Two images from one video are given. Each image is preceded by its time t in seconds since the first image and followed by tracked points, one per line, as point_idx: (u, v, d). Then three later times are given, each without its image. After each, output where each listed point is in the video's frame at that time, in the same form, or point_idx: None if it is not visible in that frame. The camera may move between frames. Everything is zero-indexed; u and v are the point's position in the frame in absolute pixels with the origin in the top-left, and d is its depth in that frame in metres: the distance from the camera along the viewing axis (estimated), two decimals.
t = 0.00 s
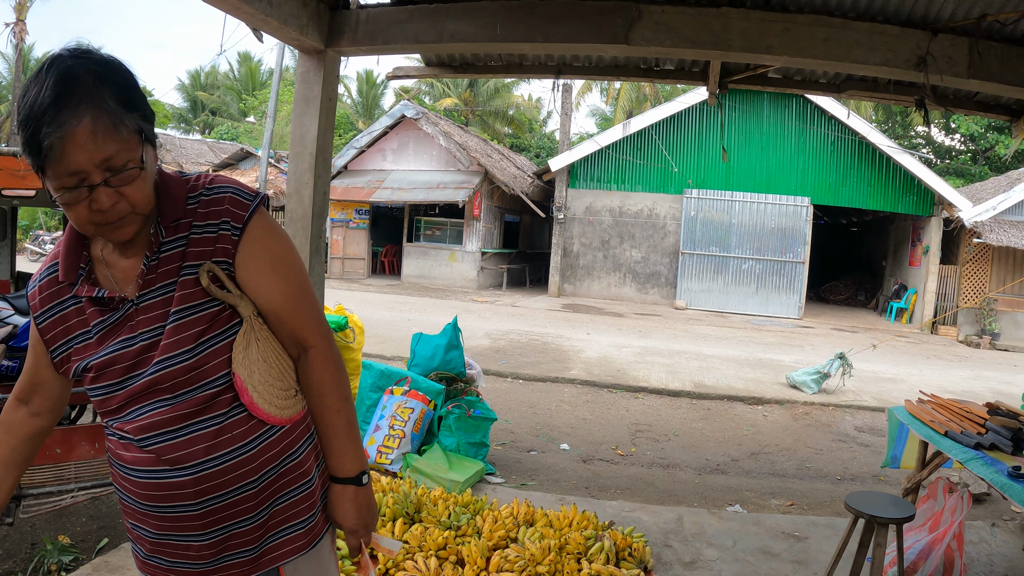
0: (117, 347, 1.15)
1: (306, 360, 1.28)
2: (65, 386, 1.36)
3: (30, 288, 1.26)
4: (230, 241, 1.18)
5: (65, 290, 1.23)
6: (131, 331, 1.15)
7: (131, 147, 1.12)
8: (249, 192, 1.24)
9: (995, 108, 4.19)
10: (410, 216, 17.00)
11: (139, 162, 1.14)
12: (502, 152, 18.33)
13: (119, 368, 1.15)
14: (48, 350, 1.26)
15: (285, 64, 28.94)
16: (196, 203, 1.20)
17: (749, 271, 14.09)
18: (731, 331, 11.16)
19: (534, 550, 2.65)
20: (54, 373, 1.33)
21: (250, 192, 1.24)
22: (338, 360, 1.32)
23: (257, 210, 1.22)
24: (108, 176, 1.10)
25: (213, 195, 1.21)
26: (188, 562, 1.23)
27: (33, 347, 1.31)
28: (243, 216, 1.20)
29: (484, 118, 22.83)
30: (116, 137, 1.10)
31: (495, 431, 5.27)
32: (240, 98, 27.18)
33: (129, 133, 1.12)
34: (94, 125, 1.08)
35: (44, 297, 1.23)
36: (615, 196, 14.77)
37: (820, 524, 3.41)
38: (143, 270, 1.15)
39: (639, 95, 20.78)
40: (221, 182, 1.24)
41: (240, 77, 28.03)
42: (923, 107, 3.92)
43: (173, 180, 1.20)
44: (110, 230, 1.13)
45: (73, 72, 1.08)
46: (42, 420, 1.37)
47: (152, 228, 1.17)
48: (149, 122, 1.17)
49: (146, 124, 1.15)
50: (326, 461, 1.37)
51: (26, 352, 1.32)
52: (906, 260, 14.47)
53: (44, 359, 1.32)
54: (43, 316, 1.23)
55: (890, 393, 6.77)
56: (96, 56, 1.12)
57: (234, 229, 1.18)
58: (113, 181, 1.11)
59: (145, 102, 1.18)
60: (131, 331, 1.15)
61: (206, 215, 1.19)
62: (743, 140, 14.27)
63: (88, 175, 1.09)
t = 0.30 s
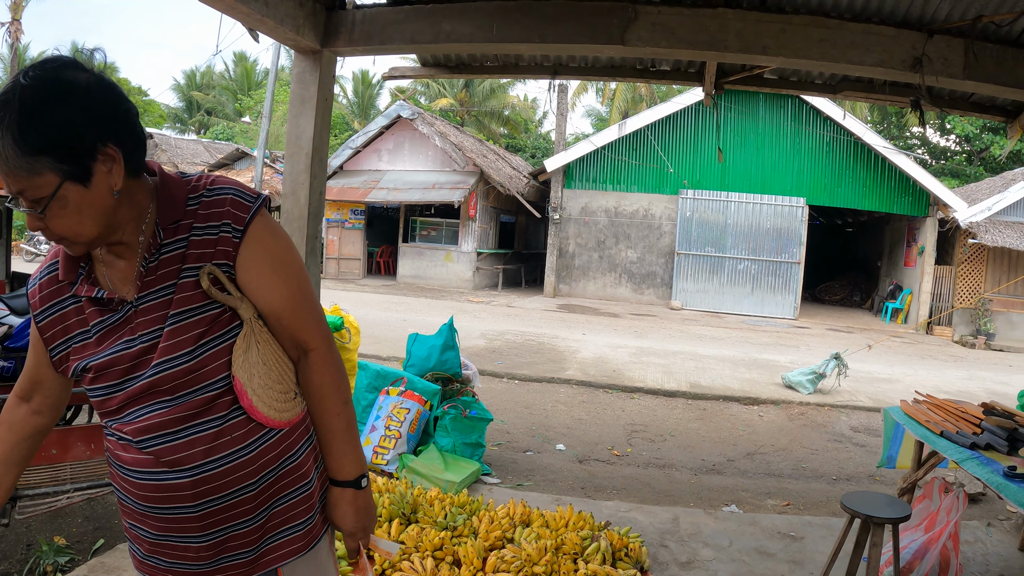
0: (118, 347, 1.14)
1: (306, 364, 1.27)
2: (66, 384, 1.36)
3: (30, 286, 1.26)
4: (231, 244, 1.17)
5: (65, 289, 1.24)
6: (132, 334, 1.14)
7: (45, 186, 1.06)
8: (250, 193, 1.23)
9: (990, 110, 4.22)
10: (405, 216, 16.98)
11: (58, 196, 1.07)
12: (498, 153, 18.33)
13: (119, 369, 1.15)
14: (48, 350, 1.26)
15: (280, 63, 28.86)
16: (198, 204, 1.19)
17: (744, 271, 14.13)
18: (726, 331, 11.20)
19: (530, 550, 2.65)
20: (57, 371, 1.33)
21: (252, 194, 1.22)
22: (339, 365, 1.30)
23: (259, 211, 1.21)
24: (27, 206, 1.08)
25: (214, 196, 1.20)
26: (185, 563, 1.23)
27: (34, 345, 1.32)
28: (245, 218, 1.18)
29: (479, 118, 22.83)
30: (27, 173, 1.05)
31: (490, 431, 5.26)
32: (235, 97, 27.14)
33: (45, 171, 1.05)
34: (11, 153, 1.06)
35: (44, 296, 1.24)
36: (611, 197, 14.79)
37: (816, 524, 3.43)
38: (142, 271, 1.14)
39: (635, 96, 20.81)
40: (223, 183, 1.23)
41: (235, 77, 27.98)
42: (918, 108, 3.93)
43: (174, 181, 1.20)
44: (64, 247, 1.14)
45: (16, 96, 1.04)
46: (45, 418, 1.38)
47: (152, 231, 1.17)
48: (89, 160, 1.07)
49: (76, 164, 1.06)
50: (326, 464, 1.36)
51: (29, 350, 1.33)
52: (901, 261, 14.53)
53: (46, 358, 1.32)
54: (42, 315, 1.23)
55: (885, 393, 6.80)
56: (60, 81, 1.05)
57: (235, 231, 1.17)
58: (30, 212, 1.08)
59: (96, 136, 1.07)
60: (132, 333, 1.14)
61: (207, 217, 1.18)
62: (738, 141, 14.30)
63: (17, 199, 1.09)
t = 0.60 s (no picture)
0: (119, 348, 1.15)
1: (308, 368, 1.26)
2: (76, 382, 1.39)
3: (38, 285, 1.28)
4: (231, 245, 1.16)
5: (70, 289, 1.25)
6: (133, 334, 1.15)
7: (29, 190, 1.07)
8: (253, 194, 1.22)
9: (988, 110, 4.23)
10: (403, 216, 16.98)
11: (44, 198, 1.07)
12: (496, 153, 18.34)
13: (121, 369, 1.15)
14: (54, 348, 1.28)
15: (278, 63, 28.86)
16: (200, 204, 1.19)
17: (742, 271, 14.16)
18: (724, 331, 11.22)
19: (531, 550, 2.66)
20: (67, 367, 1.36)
21: (255, 195, 1.22)
22: (341, 368, 1.30)
23: (262, 212, 1.21)
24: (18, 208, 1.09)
25: (217, 197, 1.19)
26: (184, 563, 1.23)
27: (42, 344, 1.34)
28: (246, 219, 1.18)
29: (477, 118, 22.83)
30: (12, 178, 1.06)
31: (489, 431, 5.26)
32: (232, 98, 27.13)
33: (28, 175, 1.06)
34: None
35: (50, 295, 1.25)
36: (608, 197, 14.80)
37: (815, 524, 3.44)
38: (144, 273, 1.15)
39: (633, 96, 20.85)
40: (225, 183, 1.23)
41: (232, 77, 27.96)
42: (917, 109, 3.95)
43: (176, 182, 1.20)
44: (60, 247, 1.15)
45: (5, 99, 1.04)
46: (56, 415, 1.40)
47: (153, 232, 1.17)
48: (72, 163, 1.06)
49: (57, 167, 1.05)
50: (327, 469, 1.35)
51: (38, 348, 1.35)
52: (899, 260, 14.57)
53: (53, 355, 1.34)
54: (48, 313, 1.25)
55: (883, 393, 6.81)
56: (45, 83, 1.05)
57: (236, 232, 1.17)
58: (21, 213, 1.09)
59: (77, 139, 1.06)
60: (133, 333, 1.15)
61: (208, 218, 1.18)
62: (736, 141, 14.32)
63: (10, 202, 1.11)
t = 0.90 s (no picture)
0: (120, 346, 1.16)
1: (310, 366, 1.26)
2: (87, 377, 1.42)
3: (43, 284, 1.30)
4: (231, 243, 1.16)
5: (74, 288, 1.26)
6: (134, 333, 1.16)
7: (12, 193, 1.07)
8: (253, 191, 1.22)
9: (990, 110, 4.22)
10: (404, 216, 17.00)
11: (25, 203, 1.08)
12: (497, 153, 18.35)
13: (122, 368, 1.16)
14: (59, 347, 1.30)
15: (279, 64, 28.90)
16: (199, 202, 1.19)
17: (743, 271, 14.14)
18: (725, 331, 11.21)
19: (531, 550, 2.65)
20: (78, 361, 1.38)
21: (255, 191, 1.22)
22: (342, 367, 1.29)
23: (262, 210, 1.20)
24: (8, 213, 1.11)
25: (216, 194, 1.19)
26: (185, 561, 1.23)
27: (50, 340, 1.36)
28: (245, 217, 1.17)
29: (478, 118, 22.83)
30: None
31: (490, 431, 5.26)
32: (233, 98, 27.16)
33: (9, 181, 1.07)
34: None
35: (55, 294, 1.27)
36: (610, 197, 14.79)
37: (816, 524, 3.43)
38: (144, 271, 1.15)
39: (634, 96, 20.85)
40: (225, 180, 1.22)
41: (233, 78, 27.99)
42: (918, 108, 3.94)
43: (175, 180, 1.20)
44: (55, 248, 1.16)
45: None
46: (68, 410, 1.42)
47: (152, 230, 1.18)
48: (48, 168, 1.06)
49: (34, 174, 1.06)
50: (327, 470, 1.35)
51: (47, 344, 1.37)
52: (900, 260, 14.55)
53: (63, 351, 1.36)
54: (53, 312, 1.27)
55: (885, 393, 6.80)
56: (23, 90, 1.05)
57: (235, 230, 1.17)
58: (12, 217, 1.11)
59: (54, 145, 1.06)
60: (135, 332, 1.16)
61: (208, 216, 1.18)
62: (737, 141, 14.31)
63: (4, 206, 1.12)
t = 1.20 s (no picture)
0: (122, 348, 1.18)
1: (302, 367, 1.20)
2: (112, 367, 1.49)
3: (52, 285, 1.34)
4: (221, 245, 1.15)
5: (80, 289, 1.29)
6: (135, 335, 1.18)
7: (10, 192, 1.08)
8: (246, 192, 1.20)
9: (996, 109, 4.21)
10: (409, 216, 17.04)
11: (23, 202, 1.08)
12: (502, 153, 18.38)
13: (124, 370, 1.18)
14: (70, 348, 1.33)
15: (283, 64, 29.00)
16: (194, 204, 1.19)
17: (748, 271, 14.11)
18: (730, 331, 11.19)
19: (537, 550, 2.65)
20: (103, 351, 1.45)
21: (248, 192, 1.20)
22: (338, 374, 1.23)
23: (254, 210, 1.18)
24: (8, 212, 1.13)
25: (210, 195, 1.19)
26: (189, 557, 1.26)
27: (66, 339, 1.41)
28: (237, 218, 1.16)
29: (483, 118, 22.84)
30: None
31: (495, 431, 5.27)
32: (238, 98, 27.27)
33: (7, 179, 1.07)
34: None
35: (62, 296, 1.30)
36: (614, 196, 14.78)
37: (822, 524, 3.43)
38: (142, 274, 1.17)
39: (638, 96, 20.84)
40: (220, 181, 1.22)
41: (238, 78, 28.09)
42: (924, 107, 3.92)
43: (171, 181, 1.20)
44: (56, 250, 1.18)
45: None
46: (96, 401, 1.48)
47: (149, 233, 1.19)
48: (48, 167, 1.07)
49: (33, 172, 1.06)
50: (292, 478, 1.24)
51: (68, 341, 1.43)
52: (905, 260, 14.50)
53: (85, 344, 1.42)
54: (62, 313, 1.30)
55: (890, 393, 6.78)
56: (23, 89, 1.05)
57: (226, 231, 1.15)
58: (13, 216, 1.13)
59: (53, 144, 1.06)
60: (135, 333, 1.18)
61: (201, 217, 1.17)
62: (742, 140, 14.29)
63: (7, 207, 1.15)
